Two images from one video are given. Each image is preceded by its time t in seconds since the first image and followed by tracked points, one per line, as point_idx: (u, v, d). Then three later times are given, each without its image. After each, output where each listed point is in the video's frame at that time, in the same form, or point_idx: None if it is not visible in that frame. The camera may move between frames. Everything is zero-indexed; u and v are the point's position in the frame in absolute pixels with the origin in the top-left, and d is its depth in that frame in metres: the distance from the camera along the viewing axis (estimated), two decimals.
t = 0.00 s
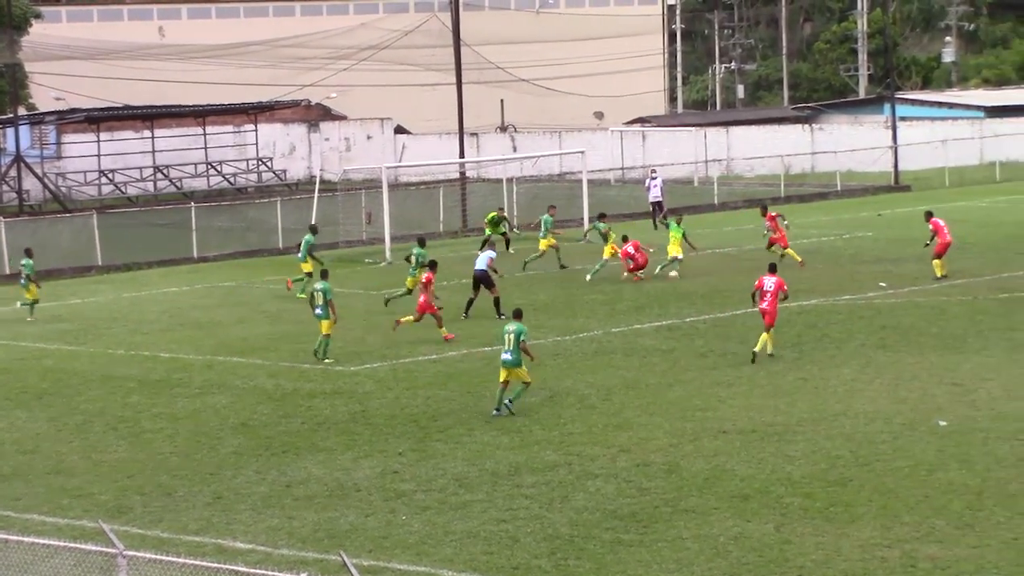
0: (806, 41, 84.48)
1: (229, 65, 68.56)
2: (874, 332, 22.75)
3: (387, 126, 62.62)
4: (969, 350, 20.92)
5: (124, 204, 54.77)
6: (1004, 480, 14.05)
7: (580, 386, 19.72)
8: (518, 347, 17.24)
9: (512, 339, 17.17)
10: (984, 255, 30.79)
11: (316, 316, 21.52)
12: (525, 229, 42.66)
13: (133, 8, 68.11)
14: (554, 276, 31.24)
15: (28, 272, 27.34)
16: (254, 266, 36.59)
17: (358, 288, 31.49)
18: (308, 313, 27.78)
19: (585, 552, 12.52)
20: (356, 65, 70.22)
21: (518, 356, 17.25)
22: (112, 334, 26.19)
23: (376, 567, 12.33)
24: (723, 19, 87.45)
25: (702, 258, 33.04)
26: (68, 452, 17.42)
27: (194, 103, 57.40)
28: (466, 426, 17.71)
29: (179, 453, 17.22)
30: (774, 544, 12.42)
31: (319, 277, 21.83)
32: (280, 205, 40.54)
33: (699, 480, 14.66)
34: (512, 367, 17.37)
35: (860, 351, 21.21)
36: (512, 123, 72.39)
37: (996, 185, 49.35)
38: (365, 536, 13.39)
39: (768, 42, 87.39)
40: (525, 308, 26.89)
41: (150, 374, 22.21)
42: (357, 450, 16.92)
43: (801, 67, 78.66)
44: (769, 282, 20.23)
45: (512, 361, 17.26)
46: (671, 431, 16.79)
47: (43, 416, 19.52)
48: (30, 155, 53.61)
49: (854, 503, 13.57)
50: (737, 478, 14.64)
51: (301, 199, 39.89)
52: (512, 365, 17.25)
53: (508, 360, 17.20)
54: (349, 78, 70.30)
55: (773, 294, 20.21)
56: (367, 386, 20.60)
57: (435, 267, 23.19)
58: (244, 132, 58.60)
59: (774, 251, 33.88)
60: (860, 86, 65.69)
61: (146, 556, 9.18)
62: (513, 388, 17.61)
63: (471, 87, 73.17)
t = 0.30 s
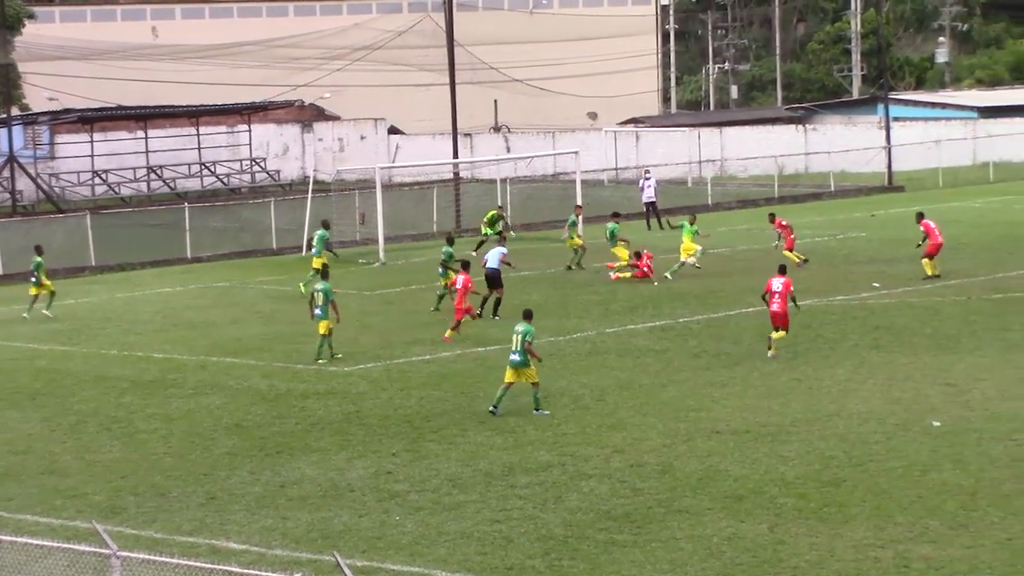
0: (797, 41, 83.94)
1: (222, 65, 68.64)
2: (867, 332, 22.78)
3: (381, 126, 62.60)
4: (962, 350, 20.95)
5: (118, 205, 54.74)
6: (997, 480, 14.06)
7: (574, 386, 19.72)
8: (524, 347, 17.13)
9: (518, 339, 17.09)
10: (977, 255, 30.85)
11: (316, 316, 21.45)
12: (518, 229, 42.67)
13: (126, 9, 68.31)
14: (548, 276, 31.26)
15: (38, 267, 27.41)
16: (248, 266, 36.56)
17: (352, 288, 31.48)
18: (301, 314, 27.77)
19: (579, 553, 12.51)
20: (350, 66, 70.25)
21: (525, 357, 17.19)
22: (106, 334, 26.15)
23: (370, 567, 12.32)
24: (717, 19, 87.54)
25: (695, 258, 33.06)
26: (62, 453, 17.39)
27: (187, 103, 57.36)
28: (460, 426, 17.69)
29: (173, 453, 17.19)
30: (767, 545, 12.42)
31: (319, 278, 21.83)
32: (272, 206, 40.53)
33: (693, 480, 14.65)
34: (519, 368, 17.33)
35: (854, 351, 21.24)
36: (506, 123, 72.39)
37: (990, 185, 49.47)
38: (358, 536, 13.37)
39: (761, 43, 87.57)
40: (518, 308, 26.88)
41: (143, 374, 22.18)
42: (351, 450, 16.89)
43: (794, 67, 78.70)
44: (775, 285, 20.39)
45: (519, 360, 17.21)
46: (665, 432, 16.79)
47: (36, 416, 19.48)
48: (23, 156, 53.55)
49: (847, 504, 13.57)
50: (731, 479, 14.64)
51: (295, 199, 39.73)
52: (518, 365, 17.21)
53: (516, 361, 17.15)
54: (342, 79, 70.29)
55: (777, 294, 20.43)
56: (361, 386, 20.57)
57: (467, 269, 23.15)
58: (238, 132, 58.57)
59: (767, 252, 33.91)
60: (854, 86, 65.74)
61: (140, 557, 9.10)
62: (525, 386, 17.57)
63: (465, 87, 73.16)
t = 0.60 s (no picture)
0: (789, 41, 84.94)
1: (212, 66, 68.59)
2: (858, 331, 22.80)
3: (371, 126, 62.54)
4: (953, 350, 20.97)
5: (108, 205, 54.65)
6: (987, 480, 14.07)
7: (564, 386, 19.71)
8: (531, 346, 17.17)
9: (524, 337, 17.12)
10: (967, 255, 30.88)
11: (314, 316, 21.62)
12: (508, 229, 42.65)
13: (117, 9, 67.92)
14: (539, 276, 31.23)
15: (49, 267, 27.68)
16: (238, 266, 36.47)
17: (342, 287, 31.42)
18: (292, 314, 27.74)
19: (569, 553, 12.48)
20: (341, 66, 70.21)
21: (531, 356, 17.22)
22: (96, 334, 26.08)
23: (360, 568, 12.29)
24: (708, 20, 87.61)
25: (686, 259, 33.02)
26: (52, 452, 17.33)
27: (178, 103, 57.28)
28: (451, 427, 17.67)
29: (164, 453, 17.14)
30: (758, 545, 12.42)
31: (319, 279, 21.92)
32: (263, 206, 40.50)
33: (683, 480, 14.63)
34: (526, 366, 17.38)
35: (845, 351, 21.25)
36: (497, 123, 72.34)
37: (981, 185, 49.66)
38: (349, 537, 13.33)
39: (752, 43, 87.78)
40: (509, 308, 26.82)
41: (134, 374, 22.11)
42: (342, 450, 16.85)
43: (785, 67, 78.83)
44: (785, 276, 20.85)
45: (525, 359, 17.24)
46: (655, 432, 16.77)
47: (27, 416, 19.39)
48: (14, 156, 53.43)
49: (838, 503, 13.58)
50: (721, 479, 14.63)
51: (286, 199, 39.75)
52: (525, 364, 17.22)
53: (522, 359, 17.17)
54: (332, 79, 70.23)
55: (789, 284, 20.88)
56: (351, 386, 20.51)
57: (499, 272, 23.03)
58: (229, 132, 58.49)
59: (758, 251, 33.93)
60: (844, 86, 65.83)
61: (130, 558, 9.05)
62: (526, 387, 17.61)
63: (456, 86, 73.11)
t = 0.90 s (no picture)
0: (773, 40, 85.33)
1: (196, 65, 68.38)
2: (842, 331, 22.83)
3: (355, 125, 62.43)
4: (937, 349, 21.01)
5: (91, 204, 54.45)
6: (971, 480, 14.09)
7: (548, 385, 19.66)
8: (532, 344, 17.17)
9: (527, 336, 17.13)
10: (951, 255, 30.93)
11: (308, 313, 21.68)
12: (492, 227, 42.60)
13: (101, 8, 67.68)
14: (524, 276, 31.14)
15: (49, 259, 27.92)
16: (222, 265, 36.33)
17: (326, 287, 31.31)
18: (275, 313, 27.65)
19: (554, 552, 12.45)
20: (325, 66, 70.08)
21: (531, 352, 17.14)
22: (80, 333, 25.92)
23: (345, 567, 12.24)
24: (692, 19, 87.73)
25: (670, 258, 33.03)
26: (36, 452, 17.21)
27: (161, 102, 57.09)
28: (435, 426, 17.62)
29: (147, 453, 17.03)
30: (742, 544, 12.40)
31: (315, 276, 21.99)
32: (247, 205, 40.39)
33: (668, 479, 14.62)
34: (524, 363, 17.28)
35: (829, 351, 21.27)
36: (481, 123, 72.26)
37: (964, 185, 49.86)
38: (333, 536, 13.28)
39: (735, 42, 87.99)
40: (493, 307, 26.74)
41: (118, 374, 21.98)
42: (326, 449, 16.79)
43: (769, 67, 79.03)
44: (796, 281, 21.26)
45: (525, 357, 17.17)
46: (640, 431, 16.76)
47: (10, 416, 19.26)
48: None
49: (822, 502, 13.57)
50: (706, 478, 14.61)
51: (270, 199, 39.54)
52: (525, 361, 17.13)
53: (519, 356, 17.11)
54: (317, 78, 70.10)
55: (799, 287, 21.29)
56: (335, 386, 20.43)
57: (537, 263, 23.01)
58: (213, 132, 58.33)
59: (742, 251, 33.95)
60: (828, 86, 66.03)
61: (115, 556, 9.06)
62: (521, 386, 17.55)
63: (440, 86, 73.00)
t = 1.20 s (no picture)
0: (756, 39, 85.50)
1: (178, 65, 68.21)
2: (826, 330, 22.81)
3: (338, 125, 62.31)
4: (920, 348, 21.04)
5: (73, 204, 54.23)
6: (955, 478, 14.11)
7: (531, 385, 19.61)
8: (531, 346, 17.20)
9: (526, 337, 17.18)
10: (934, 254, 30.99)
11: (300, 311, 21.65)
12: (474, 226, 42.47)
13: (83, 6, 67.57)
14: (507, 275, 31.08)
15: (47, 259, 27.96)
16: (204, 264, 36.14)
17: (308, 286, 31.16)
18: (257, 313, 27.51)
19: (538, 551, 12.42)
20: (308, 65, 69.95)
21: (530, 354, 17.18)
22: (62, 333, 25.73)
23: (328, 566, 12.18)
24: (675, 18, 87.83)
25: (653, 257, 32.96)
26: (18, 452, 17.07)
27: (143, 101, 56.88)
28: (419, 425, 17.55)
29: (131, 452, 16.92)
30: (726, 543, 12.39)
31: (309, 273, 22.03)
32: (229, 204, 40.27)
33: (651, 478, 14.60)
34: (523, 365, 17.32)
35: (812, 350, 21.27)
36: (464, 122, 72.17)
37: (946, 184, 50.00)
38: (316, 535, 13.21)
39: (719, 41, 88.12)
40: (476, 307, 26.66)
41: (100, 373, 21.83)
42: (309, 449, 16.71)
43: (752, 66, 79.18)
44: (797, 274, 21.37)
45: (523, 359, 17.21)
46: (623, 430, 16.74)
47: None
48: None
49: (806, 501, 13.57)
50: (689, 478, 14.59)
51: (253, 198, 39.25)
52: (524, 362, 17.18)
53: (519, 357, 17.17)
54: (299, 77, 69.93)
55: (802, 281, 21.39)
56: (318, 385, 20.30)
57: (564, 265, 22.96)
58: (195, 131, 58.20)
59: (725, 250, 33.90)
60: (811, 85, 66.13)
61: (97, 557, 9.00)
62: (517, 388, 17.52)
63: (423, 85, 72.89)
